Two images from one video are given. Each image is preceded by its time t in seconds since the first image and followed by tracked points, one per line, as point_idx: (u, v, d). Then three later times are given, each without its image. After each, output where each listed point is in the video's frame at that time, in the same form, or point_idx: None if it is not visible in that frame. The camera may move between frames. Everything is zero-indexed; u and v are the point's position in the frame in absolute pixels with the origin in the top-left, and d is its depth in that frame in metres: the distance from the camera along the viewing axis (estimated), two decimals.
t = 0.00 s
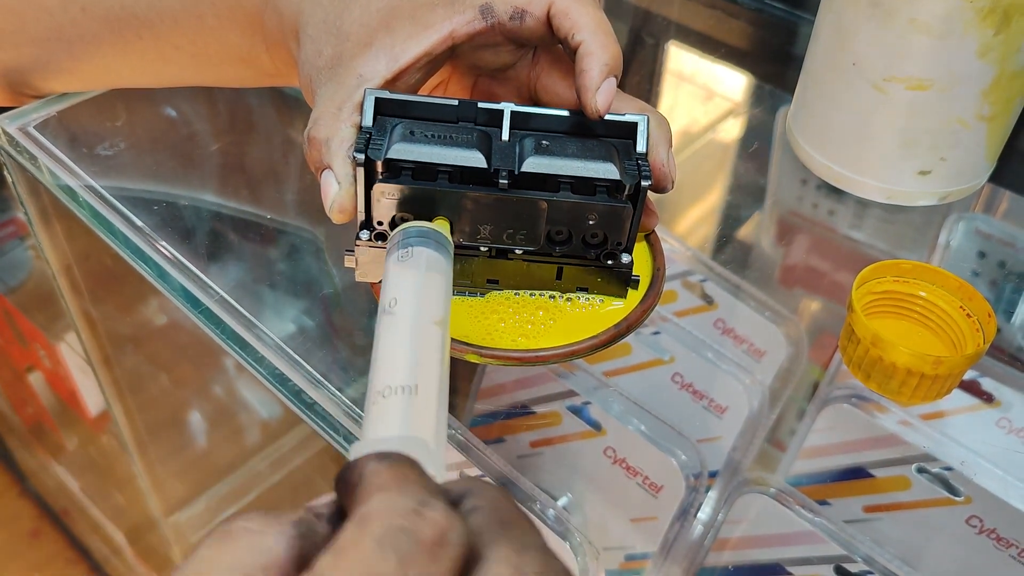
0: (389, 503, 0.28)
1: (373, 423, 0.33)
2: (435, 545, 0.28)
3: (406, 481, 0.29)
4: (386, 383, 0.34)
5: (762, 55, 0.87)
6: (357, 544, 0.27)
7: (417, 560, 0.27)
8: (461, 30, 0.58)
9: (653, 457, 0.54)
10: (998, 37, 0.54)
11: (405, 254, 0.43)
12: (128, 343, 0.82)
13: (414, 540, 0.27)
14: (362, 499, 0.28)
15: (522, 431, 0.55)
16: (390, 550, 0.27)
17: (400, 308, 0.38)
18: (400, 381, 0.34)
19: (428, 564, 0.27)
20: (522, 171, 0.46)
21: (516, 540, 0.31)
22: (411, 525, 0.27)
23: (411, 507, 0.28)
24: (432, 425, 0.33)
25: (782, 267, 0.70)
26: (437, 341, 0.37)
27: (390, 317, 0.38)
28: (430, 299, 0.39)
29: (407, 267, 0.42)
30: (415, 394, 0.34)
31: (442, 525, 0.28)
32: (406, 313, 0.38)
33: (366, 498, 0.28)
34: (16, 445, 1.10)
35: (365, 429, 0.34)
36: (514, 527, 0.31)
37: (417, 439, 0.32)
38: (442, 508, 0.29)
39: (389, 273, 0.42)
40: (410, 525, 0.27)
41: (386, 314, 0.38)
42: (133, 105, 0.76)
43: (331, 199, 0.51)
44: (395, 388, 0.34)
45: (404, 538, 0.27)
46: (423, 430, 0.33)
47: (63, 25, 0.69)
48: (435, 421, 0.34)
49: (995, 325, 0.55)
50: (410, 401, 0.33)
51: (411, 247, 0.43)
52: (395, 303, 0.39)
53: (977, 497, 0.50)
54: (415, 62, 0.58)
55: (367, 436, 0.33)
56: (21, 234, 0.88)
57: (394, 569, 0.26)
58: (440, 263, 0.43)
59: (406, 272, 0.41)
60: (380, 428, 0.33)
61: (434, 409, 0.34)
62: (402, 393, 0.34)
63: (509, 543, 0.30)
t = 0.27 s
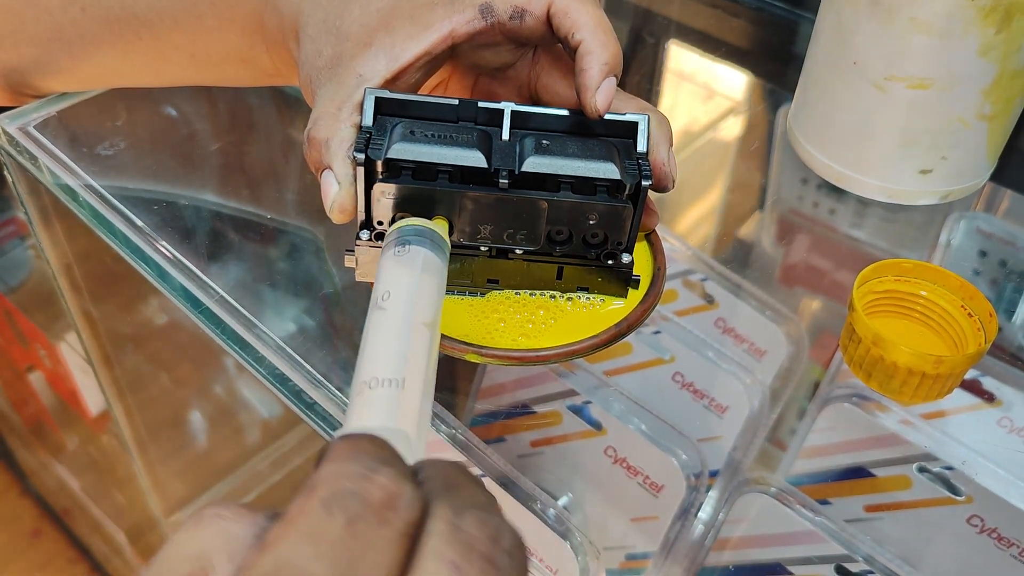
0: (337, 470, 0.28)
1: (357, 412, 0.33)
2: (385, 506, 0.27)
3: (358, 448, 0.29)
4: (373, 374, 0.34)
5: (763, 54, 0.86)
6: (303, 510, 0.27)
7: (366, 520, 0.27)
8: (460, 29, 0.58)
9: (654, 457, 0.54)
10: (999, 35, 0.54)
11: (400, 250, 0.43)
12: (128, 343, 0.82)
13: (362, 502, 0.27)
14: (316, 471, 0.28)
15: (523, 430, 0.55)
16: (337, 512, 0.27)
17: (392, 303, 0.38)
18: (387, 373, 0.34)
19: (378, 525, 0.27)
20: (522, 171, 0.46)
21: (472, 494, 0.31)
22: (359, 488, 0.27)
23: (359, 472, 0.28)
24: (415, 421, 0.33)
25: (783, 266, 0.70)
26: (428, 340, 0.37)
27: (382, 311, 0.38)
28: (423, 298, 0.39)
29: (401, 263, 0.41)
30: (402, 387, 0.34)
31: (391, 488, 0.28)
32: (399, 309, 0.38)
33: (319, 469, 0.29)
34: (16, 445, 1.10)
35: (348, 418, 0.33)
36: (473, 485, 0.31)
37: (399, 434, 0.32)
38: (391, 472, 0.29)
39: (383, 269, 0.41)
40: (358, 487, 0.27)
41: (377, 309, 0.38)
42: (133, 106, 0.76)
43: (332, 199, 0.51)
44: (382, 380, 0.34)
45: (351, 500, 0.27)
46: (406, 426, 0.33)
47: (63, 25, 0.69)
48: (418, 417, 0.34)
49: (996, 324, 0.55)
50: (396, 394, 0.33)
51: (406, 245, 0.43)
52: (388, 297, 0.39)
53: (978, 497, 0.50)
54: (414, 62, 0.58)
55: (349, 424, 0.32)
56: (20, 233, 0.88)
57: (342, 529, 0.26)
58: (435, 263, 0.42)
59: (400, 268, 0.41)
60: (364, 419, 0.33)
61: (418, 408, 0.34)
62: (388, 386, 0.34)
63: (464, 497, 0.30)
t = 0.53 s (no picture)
0: (344, 473, 0.28)
1: (362, 417, 0.33)
2: (391, 511, 0.28)
3: (365, 450, 0.29)
4: (376, 377, 0.34)
5: (763, 54, 0.86)
6: (309, 512, 0.27)
7: (372, 524, 0.27)
8: (461, 31, 0.58)
9: (654, 457, 0.54)
10: (999, 37, 0.54)
11: (401, 257, 0.42)
12: (129, 344, 0.82)
13: (370, 506, 0.28)
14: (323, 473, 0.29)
15: (524, 430, 0.55)
16: (344, 515, 0.27)
17: (393, 308, 0.38)
18: (391, 376, 0.34)
19: (384, 529, 0.27)
20: (522, 173, 0.46)
21: (476, 498, 0.31)
22: (366, 491, 0.28)
23: (366, 475, 0.28)
24: (420, 421, 0.34)
25: (783, 266, 0.71)
26: (430, 346, 0.37)
27: (382, 318, 0.37)
28: (425, 305, 0.39)
29: (402, 268, 0.41)
30: (407, 387, 0.34)
31: (398, 492, 0.28)
32: (400, 316, 0.37)
33: (326, 472, 0.29)
34: (17, 444, 1.10)
35: (352, 422, 0.33)
36: (477, 489, 0.32)
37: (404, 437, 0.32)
38: (398, 475, 0.29)
39: (383, 276, 0.41)
40: (365, 491, 0.28)
41: (378, 316, 0.38)
42: (133, 106, 0.77)
43: (332, 201, 0.51)
44: (386, 383, 0.34)
45: (358, 503, 0.27)
46: (412, 426, 0.33)
47: (64, 26, 0.69)
48: (424, 416, 0.34)
49: (996, 325, 0.55)
50: (401, 397, 0.33)
51: (405, 254, 0.42)
52: (389, 303, 0.38)
53: (978, 497, 0.50)
54: (415, 64, 0.58)
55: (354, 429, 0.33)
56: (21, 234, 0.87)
57: (348, 532, 0.27)
58: (436, 271, 0.42)
59: (401, 274, 0.40)
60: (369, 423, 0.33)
61: (422, 409, 0.34)
62: (393, 389, 0.34)
63: (468, 500, 0.30)
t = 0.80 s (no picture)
0: (334, 473, 0.28)
1: (363, 410, 0.33)
2: (380, 510, 0.28)
3: (357, 449, 0.29)
4: (377, 372, 0.35)
5: (764, 53, 0.86)
6: (298, 509, 0.27)
7: (360, 523, 0.27)
8: (461, 30, 0.58)
9: (653, 455, 0.54)
10: (999, 36, 0.54)
11: (400, 259, 0.41)
12: (130, 342, 0.82)
13: (359, 505, 0.27)
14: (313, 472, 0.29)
15: (524, 428, 0.56)
16: (333, 513, 0.27)
17: (391, 307, 0.38)
18: (391, 370, 0.35)
19: (371, 529, 0.27)
20: (522, 172, 0.46)
21: (468, 498, 0.30)
22: (354, 491, 0.28)
23: (354, 475, 0.28)
24: (421, 414, 0.34)
25: (783, 264, 0.70)
26: (429, 350, 0.37)
27: (382, 321, 0.37)
28: (425, 308, 0.38)
29: (400, 267, 0.41)
30: (409, 381, 0.34)
31: (387, 493, 0.28)
32: (399, 320, 0.37)
33: (317, 469, 0.29)
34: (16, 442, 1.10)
35: (354, 416, 0.34)
36: (471, 489, 0.31)
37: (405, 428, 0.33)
38: (388, 476, 0.29)
39: (381, 279, 0.40)
40: (353, 491, 0.28)
41: (377, 319, 0.38)
42: (133, 104, 0.76)
43: (332, 199, 0.51)
44: (387, 377, 0.34)
45: (346, 503, 0.27)
46: (413, 420, 0.33)
47: (62, 23, 0.70)
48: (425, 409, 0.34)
49: (995, 324, 0.55)
50: (402, 389, 0.34)
51: (403, 257, 0.41)
52: (387, 302, 0.38)
53: (977, 496, 0.50)
54: (415, 63, 0.58)
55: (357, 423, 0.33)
56: (21, 231, 0.87)
57: (336, 531, 0.26)
58: (435, 275, 0.41)
59: (400, 278, 0.40)
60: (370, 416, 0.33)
61: (424, 400, 0.34)
62: (393, 382, 0.34)
63: (461, 500, 0.30)
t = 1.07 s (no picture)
0: (321, 453, 0.28)
1: (361, 395, 0.34)
2: (367, 491, 0.28)
3: (348, 432, 0.29)
4: (375, 358, 0.35)
5: (764, 48, 0.86)
6: (283, 489, 0.27)
7: (345, 503, 0.27)
8: (461, 23, 0.58)
9: (652, 450, 0.54)
10: (1001, 29, 0.54)
11: (398, 255, 0.41)
12: (128, 337, 0.82)
13: (345, 485, 0.27)
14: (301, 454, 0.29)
15: (523, 424, 0.55)
16: (317, 492, 0.27)
17: (388, 297, 0.38)
18: (389, 356, 0.35)
19: (357, 509, 0.27)
20: (523, 164, 0.46)
21: (459, 480, 0.30)
22: (340, 472, 0.27)
23: (342, 456, 0.28)
24: (418, 401, 0.34)
25: (782, 260, 0.70)
26: (428, 344, 0.36)
27: (380, 315, 0.37)
28: (424, 303, 0.38)
29: (399, 259, 0.41)
30: (406, 368, 0.34)
31: (374, 475, 0.28)
32: (397, 313, 0.37)
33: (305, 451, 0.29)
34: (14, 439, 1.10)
35: (352, 401, 0.34)
36: (462, 471, 0.31)
37: (404, 415, 0.33)
38: (376, 458, 0.29)
39: (380, 276, 0.40)
40: (340, 472, 0.27)
41: (374, 314, 0.37)
42: (131, 98, 0.76)
43: (331, 191, 0.50)
44: (385, 363, 0.34)
45: (331, 483, 0.27)
46: (410, 406, 0.34)
47: (61, 17, 0.69)
48: (422, 396, 0.34)
49: (997, 319, 0.55)
50: (400, 376, 0.34)
51: (402, 252, 0.41)
52: (385, 291, 0.38)
53: (978, 492, 0.50)
54: (415, 55, 0.57)
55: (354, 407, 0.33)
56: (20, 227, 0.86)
57: (320, 510, 0.26)
58: (434, 270, 0.41)
59: (398, 274, 0.39)
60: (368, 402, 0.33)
61: (422, 386, 0.35)
62: (392, 368, 0.34)
63: (451, 482, 0.30)
